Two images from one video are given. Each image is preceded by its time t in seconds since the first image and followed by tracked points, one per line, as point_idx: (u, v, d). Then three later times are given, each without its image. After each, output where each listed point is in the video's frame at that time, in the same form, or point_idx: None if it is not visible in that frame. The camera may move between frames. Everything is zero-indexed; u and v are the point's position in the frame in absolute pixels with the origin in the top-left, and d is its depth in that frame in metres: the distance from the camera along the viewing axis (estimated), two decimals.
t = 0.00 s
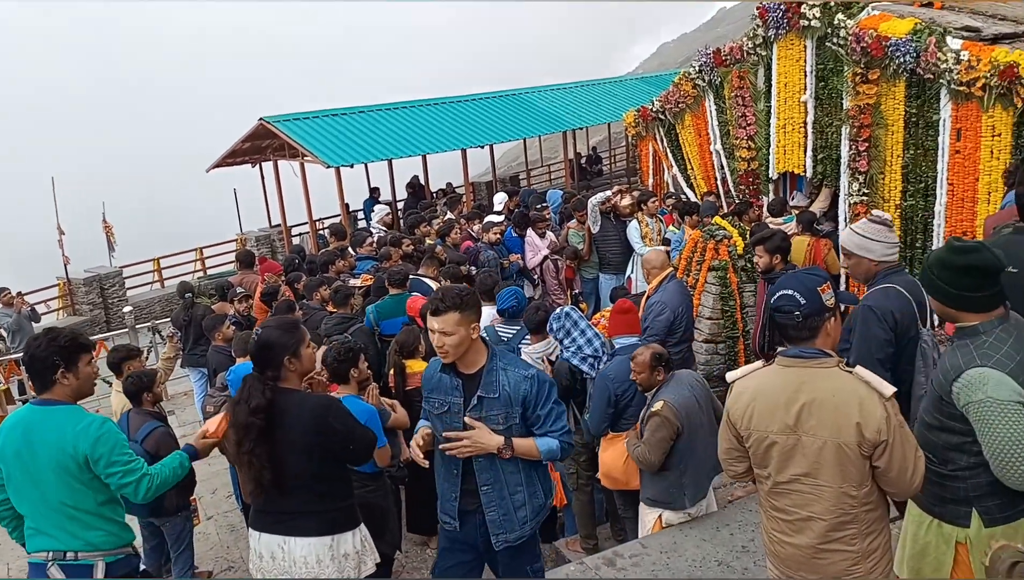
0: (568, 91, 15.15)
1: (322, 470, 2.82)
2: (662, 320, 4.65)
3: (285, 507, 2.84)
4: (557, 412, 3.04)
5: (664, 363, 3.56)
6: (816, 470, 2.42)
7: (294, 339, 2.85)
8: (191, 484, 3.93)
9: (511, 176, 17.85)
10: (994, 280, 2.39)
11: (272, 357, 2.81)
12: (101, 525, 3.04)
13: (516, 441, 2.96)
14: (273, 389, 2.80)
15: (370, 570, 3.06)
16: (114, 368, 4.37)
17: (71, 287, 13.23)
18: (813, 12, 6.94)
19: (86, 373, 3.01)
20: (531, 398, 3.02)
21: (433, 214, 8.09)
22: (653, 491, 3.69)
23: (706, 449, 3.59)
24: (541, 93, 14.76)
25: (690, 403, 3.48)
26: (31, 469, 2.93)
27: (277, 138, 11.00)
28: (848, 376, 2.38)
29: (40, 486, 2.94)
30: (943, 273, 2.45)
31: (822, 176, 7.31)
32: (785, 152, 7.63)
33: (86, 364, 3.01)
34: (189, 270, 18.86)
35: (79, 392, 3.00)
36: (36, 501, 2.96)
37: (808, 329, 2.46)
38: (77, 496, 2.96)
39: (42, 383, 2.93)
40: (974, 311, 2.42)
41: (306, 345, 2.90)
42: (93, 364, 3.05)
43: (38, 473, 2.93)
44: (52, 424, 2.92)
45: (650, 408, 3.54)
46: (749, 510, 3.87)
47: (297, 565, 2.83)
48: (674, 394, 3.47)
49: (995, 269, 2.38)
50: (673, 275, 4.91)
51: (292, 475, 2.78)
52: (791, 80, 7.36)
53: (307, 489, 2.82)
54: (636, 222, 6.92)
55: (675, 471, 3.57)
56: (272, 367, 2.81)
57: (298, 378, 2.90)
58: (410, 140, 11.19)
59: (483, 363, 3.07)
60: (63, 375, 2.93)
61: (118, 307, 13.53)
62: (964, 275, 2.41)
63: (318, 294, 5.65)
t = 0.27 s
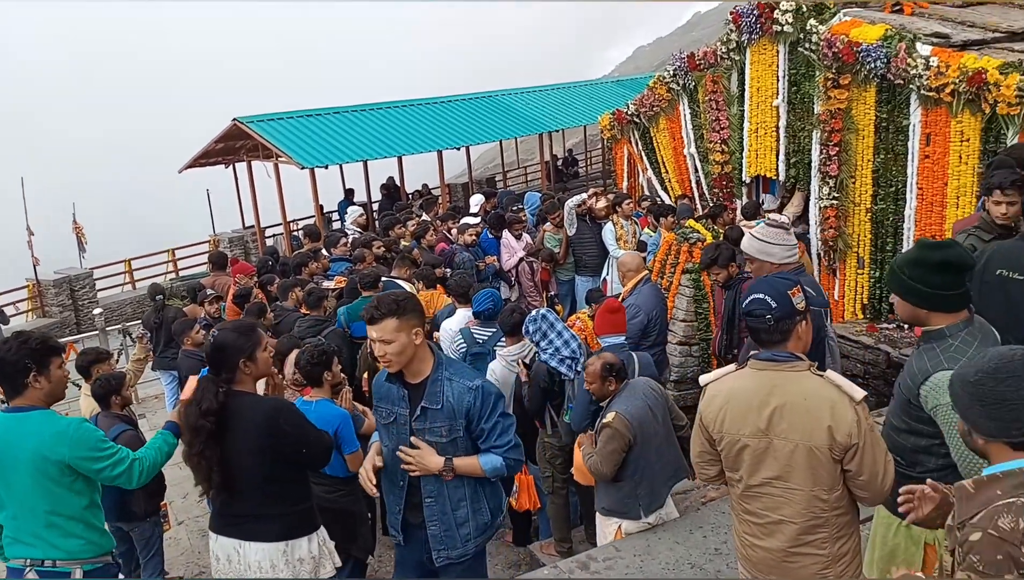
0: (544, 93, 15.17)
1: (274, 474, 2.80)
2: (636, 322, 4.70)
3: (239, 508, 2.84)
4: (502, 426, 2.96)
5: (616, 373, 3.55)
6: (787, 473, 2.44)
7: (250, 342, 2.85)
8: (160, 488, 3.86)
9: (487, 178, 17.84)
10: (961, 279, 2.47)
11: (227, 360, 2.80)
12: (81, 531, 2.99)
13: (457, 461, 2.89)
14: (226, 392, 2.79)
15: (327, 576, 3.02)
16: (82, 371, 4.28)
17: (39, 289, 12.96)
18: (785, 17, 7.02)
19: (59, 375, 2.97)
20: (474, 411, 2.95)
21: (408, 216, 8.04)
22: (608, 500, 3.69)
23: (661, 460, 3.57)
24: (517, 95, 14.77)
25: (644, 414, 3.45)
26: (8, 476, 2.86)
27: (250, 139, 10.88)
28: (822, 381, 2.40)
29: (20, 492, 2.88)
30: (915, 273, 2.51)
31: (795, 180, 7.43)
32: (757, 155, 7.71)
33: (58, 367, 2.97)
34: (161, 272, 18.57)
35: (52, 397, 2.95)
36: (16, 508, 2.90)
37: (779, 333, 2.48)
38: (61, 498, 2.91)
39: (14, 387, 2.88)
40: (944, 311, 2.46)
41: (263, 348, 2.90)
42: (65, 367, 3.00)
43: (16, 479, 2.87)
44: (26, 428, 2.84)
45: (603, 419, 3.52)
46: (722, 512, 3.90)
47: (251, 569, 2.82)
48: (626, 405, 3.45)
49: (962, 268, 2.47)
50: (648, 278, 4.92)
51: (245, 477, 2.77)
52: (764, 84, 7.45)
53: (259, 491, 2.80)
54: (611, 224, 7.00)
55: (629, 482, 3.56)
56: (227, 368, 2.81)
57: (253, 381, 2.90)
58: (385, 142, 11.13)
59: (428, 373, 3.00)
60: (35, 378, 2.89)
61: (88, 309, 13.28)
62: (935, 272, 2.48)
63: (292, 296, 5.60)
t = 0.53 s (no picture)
0: (522, 98, 15.18)
1: (246, 476, 2.77)
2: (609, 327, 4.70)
3: (212, 511, 2.80)
4: (468, 444, 2.86)
5: (572, 382, 3.50)
6: (763, 478, 2.44)
7: (229, 342, 2.80)
8: (133, 494, 3.78)
9: (465, 182, 17.82)
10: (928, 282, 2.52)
11: (202, 359, 2.73)
12: (75, 536, 2.92)
13: (418, 478, 2.88)
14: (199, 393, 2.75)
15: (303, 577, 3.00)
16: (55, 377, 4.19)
17: (10, 293, 12.69)
18: (761, 24, 7.09)
19: (47, 378, 2.92)
20: (440, 424, 2.88)
21: (386, 220, 8.00)
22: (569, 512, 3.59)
23: (623, 470, 3.55)
24: (495, 99, 14.78)
25: (604, 422, 3.43)
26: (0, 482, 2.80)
27: (227, 142, 10.76)
28: (798, 386, 2.42)
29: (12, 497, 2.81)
30: (886, 278, 2.53)
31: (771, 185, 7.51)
32: (734, 160, 7.77)
33: (45, 370, 2.92)
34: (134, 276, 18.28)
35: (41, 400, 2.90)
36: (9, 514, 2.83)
37: (758, 337, 2.51)
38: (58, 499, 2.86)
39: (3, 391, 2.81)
40: (917, 312, 2.53)
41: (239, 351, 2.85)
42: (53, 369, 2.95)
43: (8, 485, 2.80)
44: (15, 431, 2.78)
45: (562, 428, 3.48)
46: (700, 516, 3.92)
47: (226, 575, 2.79)
48: (586, 412, 3.42)
49: (930, 270, 2.51)
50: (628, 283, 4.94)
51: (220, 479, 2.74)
52: (740, 90, 7.53)
53: (234, 493, 2.77)
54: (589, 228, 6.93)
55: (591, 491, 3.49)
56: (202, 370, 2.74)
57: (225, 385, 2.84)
58: (364, 146, 11.08)
59: (408, 378, 2.96)
60: (24, 380, 2.84)
61: (60, 314, 13.03)
62: (904, 278, 2.51)
63: (270, 300, 5.54)
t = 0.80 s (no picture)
0: (519, 103, 15.21)
1: (257, 476, 2.77)
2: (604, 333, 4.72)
3: (223, 511, 2.77)
4: (470, 463, 2.77)
5: (537, 402, 3.34)
6: (760, 483, 2.45)
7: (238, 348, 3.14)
8: (130, 499, 3.76)
9: (461, 187, 17.84)
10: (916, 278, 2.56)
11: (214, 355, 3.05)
12: (77, 542, 2.90)
13: (428, 487, 2.92)
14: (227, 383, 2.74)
15: (309, 572, 3.03)
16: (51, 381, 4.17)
17: (4, 297, 12.64)
18: (757, 29, 7.12)
19: (59, 378, 2.91)
20: (446, 438, 2.83)
21: (382, 224, 8.00)
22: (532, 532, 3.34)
23: (590, 487, 3.38)
24: (492, 104, 14.80)
25: (568, 439, 3.24)
26: (8, 484, 2.80)
27: (223, 146, 10.75)
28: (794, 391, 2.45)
29: (18, 499, 2.80)
30: (878, 274, 2.55)
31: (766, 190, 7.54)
32: (730, 165, 7.79)
33: (57, 371, 2.91)
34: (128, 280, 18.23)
35: (53, 400, 2.89)
36: (14, 516, 2.83)
37: (764, 336, 2.50)
38: (63, 502, 2.84)
39: (16, 391, 2.81)
40: (905, 311, 2.54)
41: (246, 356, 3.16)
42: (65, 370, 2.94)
43: (14, 487, 2.80)
44: (21, 433, 2.79)
45: (528, 448, 3.28)
46: (696, 521, 3.93)
47: (243, 574, 2.76)
48: (551, 430, 3.23)
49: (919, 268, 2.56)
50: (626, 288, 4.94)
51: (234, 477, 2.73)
52: (736, 95, 7.56)
53: (248, 492, 2.77)
54: (587, 233, 6.95)
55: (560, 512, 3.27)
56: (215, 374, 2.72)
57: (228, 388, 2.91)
58: (361, 150, 11.08)
59: (437, 383, 2.93)
60: (37, 380, 2.83)
61: (55, 318, 12.98)
62: (894, 275, 2.54)
63: (267, 304, 5.53)
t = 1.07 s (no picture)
0: (514, 107, 15.23)
1: (276, 471, 2.86)
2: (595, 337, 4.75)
3: (234, 509, 2.78)
4: (465, 461, 2.79)
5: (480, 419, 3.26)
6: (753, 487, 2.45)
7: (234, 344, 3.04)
8: (124, 504, 3.75)
9: (456, 191, 17.84)
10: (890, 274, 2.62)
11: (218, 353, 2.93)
12: (63, 544, 2.88)
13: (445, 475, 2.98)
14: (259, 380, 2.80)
15: (315, 568, 3.06)
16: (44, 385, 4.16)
17: None
18: (750, 34, 7.15)
19: (49, 381, 2.90)
20: (448, 434, 2.88)
21: (377, 228, 8.00)
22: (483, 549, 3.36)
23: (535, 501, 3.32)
24: (486, 108, 14.83)
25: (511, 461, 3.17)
26: None
27: (218, 150, 10.74)
28: (789, 394, 2.43)
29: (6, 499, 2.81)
30: (858, 271, 2.59)
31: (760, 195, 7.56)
32: (724, 170, 7.82)
33: (48, 373, 2.90)
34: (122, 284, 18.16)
35: (42, 402, 2.88)
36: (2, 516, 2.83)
37: (760, 339, 2.51)
38: (48, 505, 2.83)
39: (4, 394, 2.81)
40: (884, 305, 2.60)
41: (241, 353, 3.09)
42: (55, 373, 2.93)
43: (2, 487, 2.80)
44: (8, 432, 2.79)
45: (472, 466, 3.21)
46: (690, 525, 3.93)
47: (260, 568, 2.79)
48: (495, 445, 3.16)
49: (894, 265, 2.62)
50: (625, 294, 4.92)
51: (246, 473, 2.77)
52: (730, 100, 7.59)
53: (266, 488, 2.83)
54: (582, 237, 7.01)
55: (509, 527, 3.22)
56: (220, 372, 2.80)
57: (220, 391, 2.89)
58: (356, 154, 11.08)
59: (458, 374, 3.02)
60: (25, 384, 2.83)
61: (49, 323, 12.93)
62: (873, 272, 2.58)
63: (261, 309, 5.52)
